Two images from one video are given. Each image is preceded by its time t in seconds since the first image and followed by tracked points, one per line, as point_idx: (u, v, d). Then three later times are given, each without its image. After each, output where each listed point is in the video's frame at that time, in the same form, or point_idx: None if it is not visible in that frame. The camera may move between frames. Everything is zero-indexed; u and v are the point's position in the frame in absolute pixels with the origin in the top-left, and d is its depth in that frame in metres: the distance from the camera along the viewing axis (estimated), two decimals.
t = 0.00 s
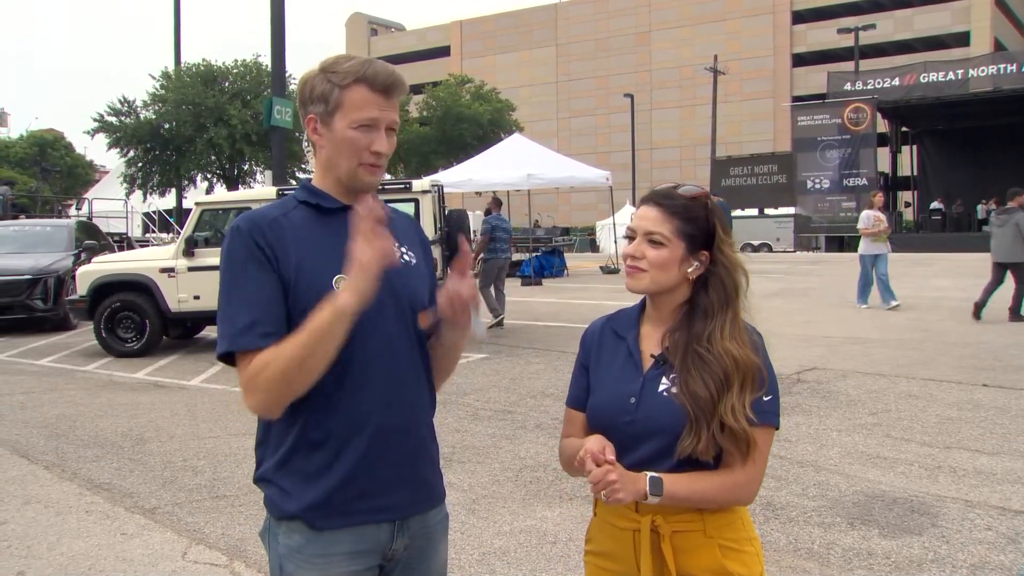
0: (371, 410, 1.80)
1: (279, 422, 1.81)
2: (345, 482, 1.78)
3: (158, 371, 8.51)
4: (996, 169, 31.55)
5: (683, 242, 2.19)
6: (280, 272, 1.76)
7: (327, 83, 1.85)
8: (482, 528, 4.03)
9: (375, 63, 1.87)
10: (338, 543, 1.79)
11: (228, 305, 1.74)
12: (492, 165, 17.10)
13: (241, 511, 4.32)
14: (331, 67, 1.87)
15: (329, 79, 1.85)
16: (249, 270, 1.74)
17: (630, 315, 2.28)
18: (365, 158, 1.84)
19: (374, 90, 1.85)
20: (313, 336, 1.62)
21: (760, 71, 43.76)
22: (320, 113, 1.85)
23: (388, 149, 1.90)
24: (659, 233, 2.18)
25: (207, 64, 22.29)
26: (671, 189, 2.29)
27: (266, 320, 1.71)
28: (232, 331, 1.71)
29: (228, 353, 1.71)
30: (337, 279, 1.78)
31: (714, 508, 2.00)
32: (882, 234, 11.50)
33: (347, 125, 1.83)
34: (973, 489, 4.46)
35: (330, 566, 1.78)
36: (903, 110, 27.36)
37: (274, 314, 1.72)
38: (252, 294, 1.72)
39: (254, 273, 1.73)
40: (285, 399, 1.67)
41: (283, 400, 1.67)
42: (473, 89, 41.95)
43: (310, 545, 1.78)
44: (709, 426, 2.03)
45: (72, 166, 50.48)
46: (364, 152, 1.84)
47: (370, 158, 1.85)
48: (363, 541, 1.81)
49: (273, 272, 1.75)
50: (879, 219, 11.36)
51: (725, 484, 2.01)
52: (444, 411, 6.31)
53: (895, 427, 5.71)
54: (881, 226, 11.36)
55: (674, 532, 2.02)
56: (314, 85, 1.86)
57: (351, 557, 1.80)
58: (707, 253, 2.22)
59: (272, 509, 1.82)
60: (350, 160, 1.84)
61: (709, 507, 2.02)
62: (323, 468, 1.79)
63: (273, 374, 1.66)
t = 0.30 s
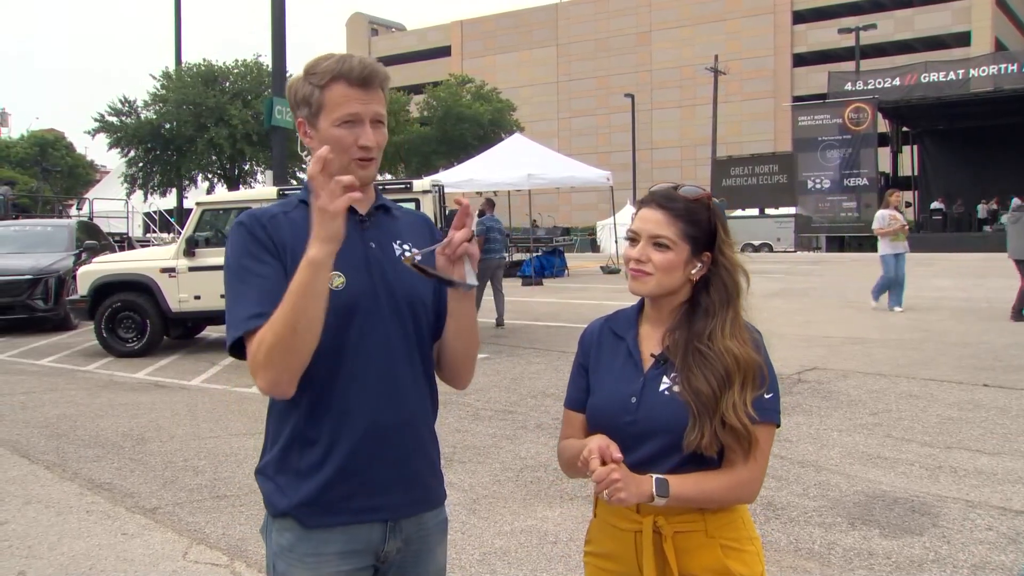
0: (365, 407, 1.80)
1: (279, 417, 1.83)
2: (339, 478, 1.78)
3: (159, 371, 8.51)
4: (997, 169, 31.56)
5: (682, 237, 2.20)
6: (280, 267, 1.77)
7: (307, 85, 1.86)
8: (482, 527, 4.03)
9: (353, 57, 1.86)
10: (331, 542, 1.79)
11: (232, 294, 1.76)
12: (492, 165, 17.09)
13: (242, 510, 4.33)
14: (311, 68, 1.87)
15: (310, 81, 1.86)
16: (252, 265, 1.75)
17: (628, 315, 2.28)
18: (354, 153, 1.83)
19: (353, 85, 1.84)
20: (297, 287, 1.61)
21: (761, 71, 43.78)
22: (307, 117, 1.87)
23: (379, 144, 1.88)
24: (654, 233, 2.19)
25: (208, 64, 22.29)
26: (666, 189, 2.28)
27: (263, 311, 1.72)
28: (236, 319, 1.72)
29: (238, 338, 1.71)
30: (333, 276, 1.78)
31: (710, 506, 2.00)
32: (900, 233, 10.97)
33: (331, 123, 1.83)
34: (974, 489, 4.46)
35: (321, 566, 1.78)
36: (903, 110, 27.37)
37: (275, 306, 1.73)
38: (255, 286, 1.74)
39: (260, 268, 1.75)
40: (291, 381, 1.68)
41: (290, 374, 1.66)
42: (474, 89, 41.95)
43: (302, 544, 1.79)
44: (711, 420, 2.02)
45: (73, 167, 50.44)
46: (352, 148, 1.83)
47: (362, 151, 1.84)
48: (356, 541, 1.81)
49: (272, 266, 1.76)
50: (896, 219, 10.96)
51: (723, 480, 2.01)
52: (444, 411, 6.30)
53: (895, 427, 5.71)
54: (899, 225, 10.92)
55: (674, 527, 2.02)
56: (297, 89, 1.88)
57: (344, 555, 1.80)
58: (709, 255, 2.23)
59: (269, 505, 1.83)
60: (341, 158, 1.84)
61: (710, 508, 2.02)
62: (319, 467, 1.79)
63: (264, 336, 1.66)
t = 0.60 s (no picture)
0: (361, 405, 1.79)
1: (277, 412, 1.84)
2: (339, 476, 1.78)
3: (159, 371, 8.51)
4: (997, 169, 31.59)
5: (685, 236, 2.20)
6: (275, 262, 1.78)
7: (313, 89, 1.86)
8: (483, 528, 4.03)
9: (360, 60, 1.85)
10: (331, 543, 1.79)
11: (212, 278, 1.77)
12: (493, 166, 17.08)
13: (242, 510, 4.33)
14: (319, 69, 1.87)
15: (314, 82, 1.87)
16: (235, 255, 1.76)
17: (627, 315, 2.28)
18: (355, 158, 1.84)
19: (355, 90, 1.84)
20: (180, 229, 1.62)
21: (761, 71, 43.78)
22: (311, 118, 1.88)
23: (382, 149, 1.89)
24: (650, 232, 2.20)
25: (209, 64, 22.29)
26: (669, 188, 2.29)
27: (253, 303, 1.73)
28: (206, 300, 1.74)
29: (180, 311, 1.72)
30: (329, 273, 1.78)
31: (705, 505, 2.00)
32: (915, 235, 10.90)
33: (332, 129, 1.84)
34: (975, 489, 4.46)
35: (321, 566, 1.78)
36: (905, 111, 27.41)
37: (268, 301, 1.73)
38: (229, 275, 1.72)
39: (240, 256, 1.75)
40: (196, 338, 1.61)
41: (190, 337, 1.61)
42: (475, 89, 41.93)
43: (300, 544, 1.79)
44: (710, 417, 2.03)
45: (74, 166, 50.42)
46: (352, 152, 1.84)
47: (365, 157, 1.85)
48: (355, 541, 1.81)
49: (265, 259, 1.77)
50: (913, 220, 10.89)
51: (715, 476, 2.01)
52: (444, 412, 6.29)
53: (896, 427, 5.72)
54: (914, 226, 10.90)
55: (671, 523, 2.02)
56: (304, 93, 1.89)
57: (343, 556, 1.80)
58: (710, 254, 2.24)
59: (269, 503, 1.84)
60: (342, 162, 1.85)
61: (711, 506, 2.02)
62: (319, 465, 1.79)
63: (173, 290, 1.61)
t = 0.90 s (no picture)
0: (358, 406, 1.79)
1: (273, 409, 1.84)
2: (337, 478, 1.78)
3: (160, 371, 8.50)
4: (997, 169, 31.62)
5: (697, 236, 2.21)
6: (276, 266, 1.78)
7: (323, 87, 1.86)
8: (484, 528, 4.03)
9: (370, 62, 1.84)
10: (326, 542, 1.79)
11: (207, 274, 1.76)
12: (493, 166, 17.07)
13: (242, 510, 4.33)
14: (331, 68, 1.86)
15: (325, 81, 1.86)
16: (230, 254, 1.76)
17: (628, 313, 2.27)
18: (359, 162, 1.84)
19: (364, 92, 1.83)
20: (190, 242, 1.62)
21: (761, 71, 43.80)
22: (319, 118, 1.88)
23: (388, 152, 1.88)
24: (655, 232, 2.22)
25: (209, 64, 22.26)
26: (671, 187, 2.28)
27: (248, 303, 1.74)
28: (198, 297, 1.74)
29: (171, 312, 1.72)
30: (327, 275, 1.78)
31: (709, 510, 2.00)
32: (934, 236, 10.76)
33: (338, 129, 1.84)
34: (975, 489, 4.46)
35: (315, 566, 1.78)
36: (905, 110, 27.41)
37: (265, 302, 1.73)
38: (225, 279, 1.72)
39: (239, 259, 1.75)
40: (191, 347, 1.64)
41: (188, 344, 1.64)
42: (475, 89, 41.93)
43: (296, 542, 1.79)
44: (711, 416, 2.02)
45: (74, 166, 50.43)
46: (356, 155, 1.84)
47: (367, 160, 1.85)
48: (352, 542, 1.81)
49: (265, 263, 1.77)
50: (931, 219, 10.74)
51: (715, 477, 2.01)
52: (444, 412, 6.29)
53: (896, 427, 5.71)
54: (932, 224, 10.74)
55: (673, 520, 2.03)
56: (314, 90, 1.88)
57: (339, 557, 1.80)
58: (713, 254, 2.25)
59: (267, 502, 1.84)
60: (345, 164, 1.84)
61: (711, 507, 2.02)
62: (317, 465, 1.80)
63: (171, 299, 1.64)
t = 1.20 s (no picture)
0: (368, 407, 1.80)
1: (280, 414, 1.84)
2: (343, 480, 1.79)
3: (160, 371, 8.50)
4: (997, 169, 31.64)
5: (707, 238, 2.22)
6: (282, 268, 1.78)
7: (325, 86, 1.85)
8: (484, 527, 4.03)
9: (372, 63, 1.84)
10: (333, 543, 1.79)
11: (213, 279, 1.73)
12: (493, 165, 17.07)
13: (242, 510, 4.33)
14: (333, 67, 1.85)
15: (326, 80, 1.85)
16: (235, 258, 1.75)
17: (627, 313, 2.29)
18: (359, 162, 1.83)
19: (366, 92, 1.83)
20: (256, 293, 1.60)
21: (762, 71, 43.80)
22: (319, 117, 1.87)
23: (388, 153, 1.88)
24: (657, 231, 2.22)
25: (209, 64, 22.26)
26: (679, 188, 2.27)
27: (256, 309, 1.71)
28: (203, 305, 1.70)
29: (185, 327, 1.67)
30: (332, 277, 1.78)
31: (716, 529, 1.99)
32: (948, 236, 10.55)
33: (340, 128, 1.83)
34: (976, 489, 4.46)
35: (322, 565, 1.78)
36: (906, 110, 27.39)
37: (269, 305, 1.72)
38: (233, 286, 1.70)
39: (250, 265, 1.74)
40: (213, 369, 1.64)
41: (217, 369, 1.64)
42: (475, 89, 41.91)
43: (302, 543, 1.79)
44: (717, 413, 2.02)
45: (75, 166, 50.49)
46: (355, 156, 1.83)
47: (368, 161, 1.84)
48: (358, 540, 1.81)
49: (270, 268, 1.77)
50: (948, 219, 10.54)
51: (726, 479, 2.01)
52: (445, 412, 6.30)
53: (897, 427, 5.72)
54: (951, 225, 10.48)
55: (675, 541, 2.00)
56: (315, 90, 1.87)
57: (345, 557, 1.79)
58: (718, 256, 2.28)
59: (270, 505, 1.84)
60: (345, 165, 1.84)
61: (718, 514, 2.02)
62: (324, 464, 1.80)
63: (203, 323, 1.64)
